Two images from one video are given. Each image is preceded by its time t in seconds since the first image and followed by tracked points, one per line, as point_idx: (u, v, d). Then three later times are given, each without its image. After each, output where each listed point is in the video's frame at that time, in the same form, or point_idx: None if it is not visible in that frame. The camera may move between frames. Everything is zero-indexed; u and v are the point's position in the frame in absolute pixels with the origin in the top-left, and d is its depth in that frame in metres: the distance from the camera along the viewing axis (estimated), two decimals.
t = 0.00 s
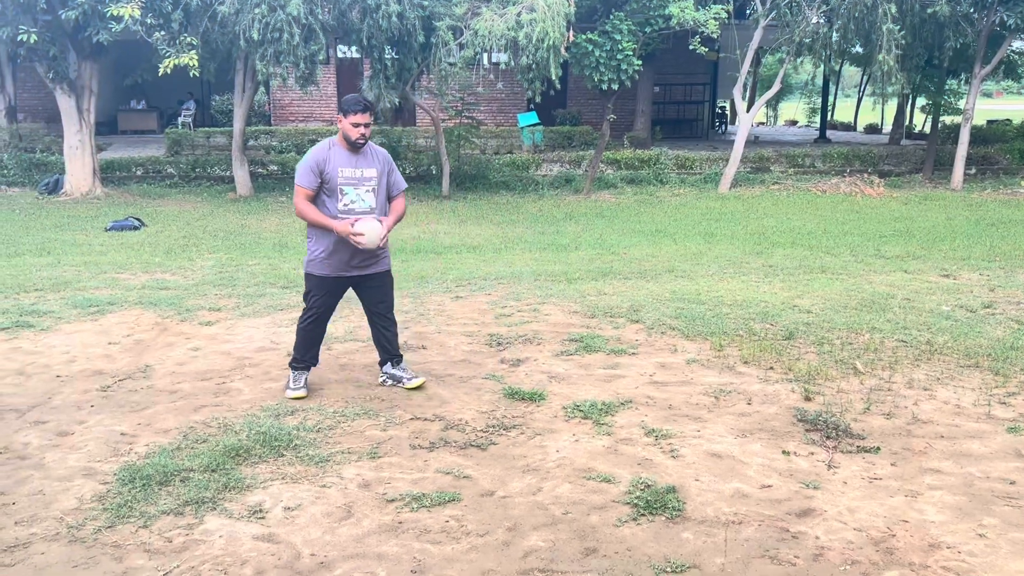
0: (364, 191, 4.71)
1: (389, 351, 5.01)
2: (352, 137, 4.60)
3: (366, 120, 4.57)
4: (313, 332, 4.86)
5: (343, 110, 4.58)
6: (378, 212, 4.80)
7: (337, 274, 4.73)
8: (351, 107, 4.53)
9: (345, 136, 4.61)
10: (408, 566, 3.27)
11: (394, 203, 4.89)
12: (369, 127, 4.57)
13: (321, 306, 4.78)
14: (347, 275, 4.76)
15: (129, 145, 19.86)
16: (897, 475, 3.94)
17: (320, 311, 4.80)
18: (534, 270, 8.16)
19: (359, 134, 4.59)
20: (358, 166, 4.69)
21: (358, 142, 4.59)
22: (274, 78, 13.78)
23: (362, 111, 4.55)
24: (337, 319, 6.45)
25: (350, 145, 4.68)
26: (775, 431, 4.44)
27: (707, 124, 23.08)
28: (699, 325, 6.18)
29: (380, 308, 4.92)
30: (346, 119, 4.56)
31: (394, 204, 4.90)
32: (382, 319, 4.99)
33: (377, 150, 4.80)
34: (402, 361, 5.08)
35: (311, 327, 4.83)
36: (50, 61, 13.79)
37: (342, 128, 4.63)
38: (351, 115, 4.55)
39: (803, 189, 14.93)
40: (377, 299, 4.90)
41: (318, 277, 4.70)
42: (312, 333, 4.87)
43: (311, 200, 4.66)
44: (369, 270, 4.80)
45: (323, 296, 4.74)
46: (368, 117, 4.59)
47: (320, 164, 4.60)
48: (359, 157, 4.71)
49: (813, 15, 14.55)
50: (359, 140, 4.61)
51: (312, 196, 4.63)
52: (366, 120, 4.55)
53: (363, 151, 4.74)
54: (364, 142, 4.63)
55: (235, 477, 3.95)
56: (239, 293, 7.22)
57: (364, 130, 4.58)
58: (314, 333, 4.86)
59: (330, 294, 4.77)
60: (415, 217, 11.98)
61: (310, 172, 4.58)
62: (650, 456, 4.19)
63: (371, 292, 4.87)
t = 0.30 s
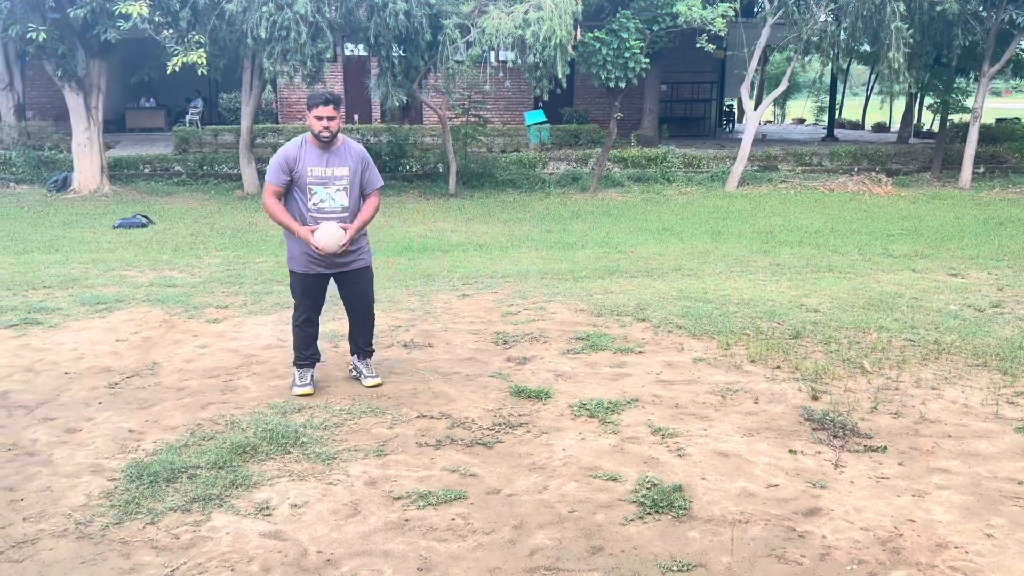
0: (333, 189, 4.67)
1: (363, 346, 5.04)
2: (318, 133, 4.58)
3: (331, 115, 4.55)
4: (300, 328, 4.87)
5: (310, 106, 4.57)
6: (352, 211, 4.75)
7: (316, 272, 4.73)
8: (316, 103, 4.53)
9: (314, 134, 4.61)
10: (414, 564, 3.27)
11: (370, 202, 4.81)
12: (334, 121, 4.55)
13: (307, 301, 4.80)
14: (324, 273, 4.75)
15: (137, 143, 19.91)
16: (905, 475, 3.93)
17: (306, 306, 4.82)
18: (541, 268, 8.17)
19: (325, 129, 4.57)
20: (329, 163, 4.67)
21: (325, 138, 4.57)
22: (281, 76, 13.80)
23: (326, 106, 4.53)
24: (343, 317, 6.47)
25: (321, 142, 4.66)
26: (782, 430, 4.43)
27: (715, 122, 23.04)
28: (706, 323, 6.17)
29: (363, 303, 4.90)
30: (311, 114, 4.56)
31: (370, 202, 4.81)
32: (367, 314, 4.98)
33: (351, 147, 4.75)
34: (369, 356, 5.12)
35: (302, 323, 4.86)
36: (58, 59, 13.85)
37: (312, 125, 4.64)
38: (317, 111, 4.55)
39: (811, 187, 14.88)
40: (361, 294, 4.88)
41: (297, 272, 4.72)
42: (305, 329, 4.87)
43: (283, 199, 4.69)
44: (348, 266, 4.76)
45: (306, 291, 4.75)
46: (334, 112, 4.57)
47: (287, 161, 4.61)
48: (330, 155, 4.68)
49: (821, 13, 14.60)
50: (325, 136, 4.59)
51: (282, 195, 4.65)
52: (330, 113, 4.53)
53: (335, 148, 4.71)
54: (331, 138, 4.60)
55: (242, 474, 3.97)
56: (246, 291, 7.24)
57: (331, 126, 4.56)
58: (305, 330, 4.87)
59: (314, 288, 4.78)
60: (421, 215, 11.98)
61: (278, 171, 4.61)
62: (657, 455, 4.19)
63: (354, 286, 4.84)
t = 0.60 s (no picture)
0: (325, 188, 4.63)
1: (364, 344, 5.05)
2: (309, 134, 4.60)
3: (320, 115, 4.53)
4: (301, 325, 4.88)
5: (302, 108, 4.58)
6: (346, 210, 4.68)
7: (313, 270, 4.74)
8: (305, 104, 4.52)
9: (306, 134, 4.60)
10: (418, 563, 3.27)
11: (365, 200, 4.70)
12: (323, 121, 4.52)
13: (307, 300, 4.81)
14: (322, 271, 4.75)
15: (141, 142, 19.94)
16: (909, 474, 3.92)
17: (306, 304, 4.82)
18: (544, 267, 8.17)
19: (315, 130, 4.57)
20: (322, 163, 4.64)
21: (316, 137, 4.56)
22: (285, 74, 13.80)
23: (315, 106, 4.52)
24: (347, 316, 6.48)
25: (315, 143, 4.65)
26: (786, 430, 4.43)
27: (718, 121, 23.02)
28: (709, 322, 6.17)
29: (362, 302, 4.89)
30: (303, 116, 4.56)
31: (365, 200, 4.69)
32: (367, 312, 4.98)
33: (347, 147, 4.70)
34: (372, 354, 5.12)
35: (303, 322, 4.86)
36: (62, 58, 13.87)
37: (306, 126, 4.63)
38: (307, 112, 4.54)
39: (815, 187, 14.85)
40: (360, 293, 4.86)
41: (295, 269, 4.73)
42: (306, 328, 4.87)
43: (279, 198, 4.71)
44: (345, 265, 4.76)
45: (305, 289, 4.76)
46: (324, 113, 4.55)
47: (281, 160, 4.66)
48: (324, 154, 4.65)
49: (825, 12, 14.61)
50: (315, 136, 4.58)
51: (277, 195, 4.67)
52: (319, 113, 4.51)
53: (330, 147, 4.68)
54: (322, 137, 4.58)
55: (246, 472, 3.97)
56: (250, 289, 7.25)
57: (320, 125, 4.54)
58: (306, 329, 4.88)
59: (314, 287, 4.78)
60: (425, 214, 11.97)
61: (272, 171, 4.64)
62: (661, 454, 4.19)
63: (354, 286, 4.82)
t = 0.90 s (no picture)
0: (339, 185, 4.62)
1: (364, 344, 5.07)
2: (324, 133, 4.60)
3: (334, 113, 4.56)
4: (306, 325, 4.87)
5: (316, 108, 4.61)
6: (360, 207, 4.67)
7: (322, 270, 4.74)
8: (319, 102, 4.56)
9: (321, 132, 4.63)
10: (418, 563, 3.27)
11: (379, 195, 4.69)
12: (337, 118, 4.55)
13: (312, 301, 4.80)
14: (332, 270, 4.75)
15: (139, 141, 19.91)
16: (907, 474, 3.93)
17: (313, 305, 4.82)
18: (543, 267, 8.17)
19: (329, 127, 4.59)
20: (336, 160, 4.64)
21: (330, 135, 4.58)
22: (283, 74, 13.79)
23: (329, 104, 4.54)
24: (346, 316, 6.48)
25: (329, 142, 4.67)
26: (785, 429, 4.44)
27: (717, 121, 23.03)
28: (708, 322, 6.17)
29: (367, 304, 4.92)
30: (317, 116, 4.59)
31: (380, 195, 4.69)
32: (369, 313, 4.99)
33: (362, 145, 4.72)
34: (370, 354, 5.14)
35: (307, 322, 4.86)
36: (60, 58, 13.85)
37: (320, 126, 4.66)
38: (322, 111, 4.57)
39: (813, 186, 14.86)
40: (365, 295, 4.88)
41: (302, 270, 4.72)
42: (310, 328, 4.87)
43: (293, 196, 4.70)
44: (355, 265, 4.77)
45: (312, 290, 4.76)
46: (339, 112, 4.58)
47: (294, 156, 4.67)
48: (338, 153, 4.66)
49: (824, 12, 14.61)
50: (330, 134, 4.60)
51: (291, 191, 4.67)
52: (333, 111, 4.55)
53: (344, 146, 4.70)
54: (337, 135, 4.60)
55: (245, 472, 3.97)
56: (249, 289, 7.24)
57: (334, 122, 4.57)
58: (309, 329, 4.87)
59: (322, 288, 4.78)
60: (423, 215, 11.95)
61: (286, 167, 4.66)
62: (660, 453, 4.19)
63: (360, 288, 4.84)
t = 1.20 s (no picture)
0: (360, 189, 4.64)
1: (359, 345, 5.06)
2: (352, 138, 4.58)
3: (367, 123, 4.53)
4: (310, 328, 4.82)
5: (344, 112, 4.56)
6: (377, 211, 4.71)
7: (340, 270, 4.70)
8: (350, 109, 4.51)
9: (348, 138, 4.59)
10: (410, 564, 3.27)
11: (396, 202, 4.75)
12: (370, 129, 4.53)
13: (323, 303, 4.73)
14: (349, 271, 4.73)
15: (129, 142, 19.83)
16: (897, 473, 3.95)
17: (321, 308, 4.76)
18: (535, 267, 8.18)
19: (360, 135, 4.56)
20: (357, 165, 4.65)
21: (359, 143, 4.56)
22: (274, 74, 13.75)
23: (362, 113, 4.51)
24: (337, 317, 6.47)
25: (351, 146, 4.65)
26: (775, 428, 4.45)
27: (707, 121, 23.09)
28: (699, 322, 6.18)
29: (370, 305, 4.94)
30: (346, 120, 4.54)
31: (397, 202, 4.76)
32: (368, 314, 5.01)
33: (382, 152, 4.75)
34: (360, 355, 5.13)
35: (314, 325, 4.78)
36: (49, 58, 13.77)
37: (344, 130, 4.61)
38: (353, 117, 4.53)
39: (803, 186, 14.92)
40: (369, 296, 4.90)
41: (314, 269, 4.68)
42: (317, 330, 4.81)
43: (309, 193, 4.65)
44: (371, 265, 4.78)
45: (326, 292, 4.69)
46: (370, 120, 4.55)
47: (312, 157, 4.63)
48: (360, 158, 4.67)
49: (814, 13, 14.66)
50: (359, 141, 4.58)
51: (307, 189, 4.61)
52: (366, 121, 4.52)
53: (365, 151, 4.70)
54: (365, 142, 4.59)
55: (236, 473, 3.96)
56: (239, 290, 7.22)
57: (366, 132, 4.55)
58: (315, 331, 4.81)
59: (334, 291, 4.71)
60: (414, 215, 11.94)
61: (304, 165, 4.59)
62: (651, 453, 4.20)
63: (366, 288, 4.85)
